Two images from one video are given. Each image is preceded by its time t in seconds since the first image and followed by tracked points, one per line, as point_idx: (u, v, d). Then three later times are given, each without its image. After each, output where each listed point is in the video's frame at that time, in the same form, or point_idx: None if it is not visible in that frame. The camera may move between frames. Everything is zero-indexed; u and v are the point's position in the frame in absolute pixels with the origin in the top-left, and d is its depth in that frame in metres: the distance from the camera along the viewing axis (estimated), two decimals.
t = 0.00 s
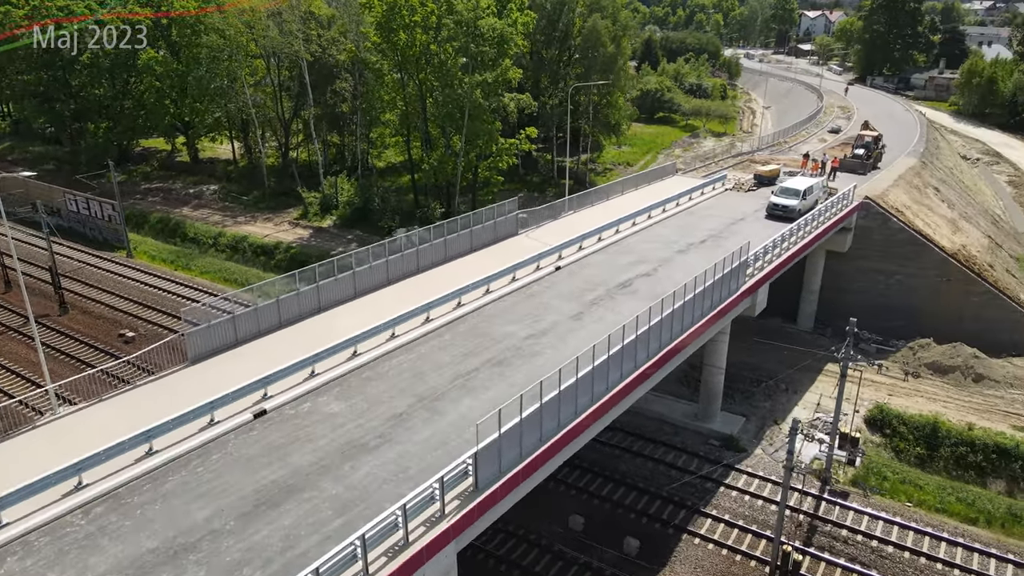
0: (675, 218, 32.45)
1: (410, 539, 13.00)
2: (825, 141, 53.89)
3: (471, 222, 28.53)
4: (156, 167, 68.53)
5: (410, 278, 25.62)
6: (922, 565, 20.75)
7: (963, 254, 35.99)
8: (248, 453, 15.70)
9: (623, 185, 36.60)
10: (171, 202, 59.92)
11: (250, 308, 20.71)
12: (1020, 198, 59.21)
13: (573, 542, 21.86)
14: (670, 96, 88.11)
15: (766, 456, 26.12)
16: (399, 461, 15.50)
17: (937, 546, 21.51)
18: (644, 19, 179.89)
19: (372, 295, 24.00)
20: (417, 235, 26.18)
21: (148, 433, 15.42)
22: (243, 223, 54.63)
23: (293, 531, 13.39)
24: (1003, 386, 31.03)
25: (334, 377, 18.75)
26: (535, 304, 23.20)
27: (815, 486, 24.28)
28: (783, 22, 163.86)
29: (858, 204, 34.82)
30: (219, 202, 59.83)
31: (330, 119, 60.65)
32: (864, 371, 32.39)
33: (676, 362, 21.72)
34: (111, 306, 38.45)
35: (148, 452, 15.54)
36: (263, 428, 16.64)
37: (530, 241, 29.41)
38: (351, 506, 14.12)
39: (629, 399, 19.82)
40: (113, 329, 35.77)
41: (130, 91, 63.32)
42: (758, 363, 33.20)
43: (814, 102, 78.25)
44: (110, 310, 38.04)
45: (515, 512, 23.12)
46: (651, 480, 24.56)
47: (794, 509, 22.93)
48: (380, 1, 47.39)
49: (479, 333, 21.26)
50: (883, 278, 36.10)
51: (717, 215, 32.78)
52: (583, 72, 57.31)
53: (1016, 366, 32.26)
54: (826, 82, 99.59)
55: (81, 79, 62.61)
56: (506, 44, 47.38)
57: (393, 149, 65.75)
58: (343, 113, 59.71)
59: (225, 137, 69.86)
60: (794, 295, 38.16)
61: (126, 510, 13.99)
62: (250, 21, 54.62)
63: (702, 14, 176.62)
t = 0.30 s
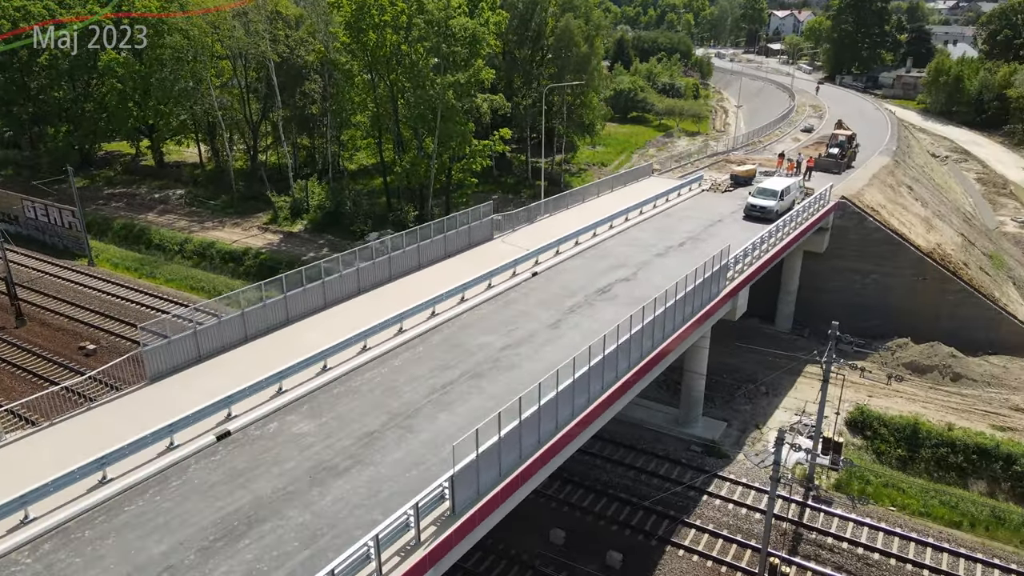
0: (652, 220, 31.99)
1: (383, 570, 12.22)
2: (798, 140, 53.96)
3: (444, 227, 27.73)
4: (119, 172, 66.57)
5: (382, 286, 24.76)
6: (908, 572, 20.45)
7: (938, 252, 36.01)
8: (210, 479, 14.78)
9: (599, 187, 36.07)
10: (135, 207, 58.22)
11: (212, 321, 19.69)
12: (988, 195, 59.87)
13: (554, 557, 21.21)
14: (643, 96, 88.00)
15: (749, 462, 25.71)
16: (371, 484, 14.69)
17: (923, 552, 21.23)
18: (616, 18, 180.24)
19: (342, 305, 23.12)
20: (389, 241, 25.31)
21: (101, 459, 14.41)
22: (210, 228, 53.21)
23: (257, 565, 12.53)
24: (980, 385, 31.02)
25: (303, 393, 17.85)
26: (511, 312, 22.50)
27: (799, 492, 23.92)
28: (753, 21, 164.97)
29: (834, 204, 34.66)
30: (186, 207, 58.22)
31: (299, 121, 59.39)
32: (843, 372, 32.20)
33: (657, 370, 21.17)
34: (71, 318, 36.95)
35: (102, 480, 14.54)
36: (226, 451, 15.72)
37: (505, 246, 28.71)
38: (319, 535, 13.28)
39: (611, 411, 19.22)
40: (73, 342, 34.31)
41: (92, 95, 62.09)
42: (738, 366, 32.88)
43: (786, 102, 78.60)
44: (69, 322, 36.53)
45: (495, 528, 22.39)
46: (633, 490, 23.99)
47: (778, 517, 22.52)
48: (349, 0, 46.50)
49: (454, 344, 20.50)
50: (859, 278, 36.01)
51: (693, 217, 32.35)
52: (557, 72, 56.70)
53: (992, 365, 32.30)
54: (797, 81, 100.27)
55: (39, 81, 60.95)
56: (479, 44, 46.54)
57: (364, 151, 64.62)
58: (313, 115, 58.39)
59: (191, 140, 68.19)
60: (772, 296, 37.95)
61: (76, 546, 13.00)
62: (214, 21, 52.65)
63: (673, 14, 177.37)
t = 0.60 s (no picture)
0: (632, 223, 31.45)
1: None
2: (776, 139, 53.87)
3: (419, 233, 26.90)
4: (85, 176, 64.72)
5: (355, 296, 23.89)
6: None
7: (917, 252, 35.94)
8: (171, 508, 13.87)
9: (577, 189, 35.48)
10: (102, 213, 56.57)
11: (175, 336, 18.68)
12: (962, 192, 60.31)
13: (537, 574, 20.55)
14: (619, 96, 87.71)
15: (733, 469, 25.26)
16: (343, 509, 13.88)
17: (911, 559, 20.89)
18: (591, 18, 180.33)
19: (314, 317, 22.21)
20: (362, 249, 24.43)
21: (52, 491, 13.44)
22: (179, 234, 51.82)
23: None
24: (961, 385, 30.93)
25: (271, 412, 16.93)
26: (490, 321, 21.77)
27: (784, 499, 23.51)
28: (727, 21, 165.87)
29: (814, 205, 34.40)
30: (154, 212, 56.71)
31: (271, 123, 58.14)
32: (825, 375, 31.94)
33: (641, 380, 20.60)
34: (31, 329, 35.52)
35: (53, 512, 13.57)
36: (189, 476, 14.80)
37: (482, 252, 27.97)
38: (288, 567, 12.46)
39: (594, 424, 18.59)
40: (34, 355, 32.91)
41: (55, 97, 60.36)
42: (720, 370, 32.47)
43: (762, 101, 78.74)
44: (30, 334, 35.10)
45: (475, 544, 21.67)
46: (617, 501, 23.38)
47: (765, 527, 22.05)
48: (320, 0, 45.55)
49: (431, 356, 19.73)
50: (840, 278, 35.81)
51: (674, 219, 31.90)
52: (533, 73, 56.10)
53: (972, 364, 32.23)
54: (771, 80, 100.73)
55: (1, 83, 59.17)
56: (453, 44, 45.72)
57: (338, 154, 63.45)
58: (285, 117, 57.17)
59: (159, 143, 66.52)
60: (753, 298, 37.67)
61: None
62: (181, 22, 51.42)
63: (648, 14, 177.77)
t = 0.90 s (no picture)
0: (611, 226, 30.91)
1: None
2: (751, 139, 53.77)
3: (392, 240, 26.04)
4: (47, 181, 62.76)
5: (325, 306, 22.99)
6: None
7: (895, 252, 35.83)
8: (125, 542, 12.92)
9: (554, 192, 34.87)
10: (65, 219, 54.81)
11: (132, 353, 17.61)
12: (934, 190, 60.73)
13: None
14: (595, 96, 87.36)
15: (717, 477, 24.77)
16: (311, 538, 13.03)
17: (898, 568, 20.51)
18: (565, 18, 180.22)
19: (282, 330, 21.24)
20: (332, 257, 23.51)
21: None
22: (146, 241, 50.33)
23: None
24: (941, 386, 30.82)
25: (235, 433, 15.95)
26: (466, 331, 21.03)
27: (769, 507, 23.08)
28: (700, 20, 166.69)
29: (792, 206, 34.14)
30: (119, 218, 55.09)
31: (240, 126, 56.76)
32: (807, 377, 31.67)
33: (623, 390, 20.00)
34: None
35: None
36: (146, 507, 13.83)
37: (457, 258, 27.18)
38: None
39: (575, 439, 18.00)
40: None
41: (15, 100, 58.52)
42: (701, 374, 32.06)
43: (737, 101, 78.87)
44: None
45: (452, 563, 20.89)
46: (599, 513, 22.76)
47: (750, 537, 21.54)
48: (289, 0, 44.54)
49: (404, 370, 18.93)
50: (818, 279, 35.61)
51: (653, 222, 31.40)
52: (507, 73, 55.42)
53: (951, 364, 32.14)
54: (745, 79, 101.10)
55: None
56: (426, 44, 44.83)
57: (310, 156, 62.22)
58: (255, 120, 55.84)
59: (124, 147, 64.77)
60: (732, 300, 37.34)
61: None
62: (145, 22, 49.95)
63: (622, 14, 177.94)
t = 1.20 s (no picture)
0: (590, 229, 30.30)
1: None
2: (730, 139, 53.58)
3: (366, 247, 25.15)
4: (10, 187, 60.78)
5: (296, 318, 22.06)
6: None
7: (875, 252, 35.62)
8: None
9: (532, 195, 34.19)
10: (28, 226, 53.03)
11: (88, 373, 16.58)
12: (911, 188, 60.98)
13: None
14: (572, 96, 86.83)
15: (701, 486, 24.25)
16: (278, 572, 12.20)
17: None
18: (541, 18, 179.77)
19: (249, 344, 20.23)
20: (303, 266, 22.58)
21: None
22: (113, 247, 48.79)
23: None
24: (923, 387, 30.64)
25: (197, 458, 15.04)
26: (443, 342, 20.25)
27: (755, 517, 22.58)
28: (675, 20, 167.12)
29: (772, 207, 33.80)
30: (86, 224, 53.47)
31: (210, 128, 55.32)
32: (789, 381, 31.33)
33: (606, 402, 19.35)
34: None
35: None
36: (98, 541, 12.89)
37: (433, 265, 26.35)
38: None
39: (556, 455, 17.34)
40: None
41: None
42: (683, 378, 31.57)
43: (714, 101, 78.78)
44: None
45: None
46: (582, 527, 22.09)
47: (737, 549, 21.01)
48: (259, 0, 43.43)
49: (378, 385, 18.11)
50: (800, 280, 35.27)
51: (633, 225, 30.84)
52: (484, 74, 54.65)
53: (934, 365, 31.96)
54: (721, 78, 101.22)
55: None
56: (399, 44, 43.91)
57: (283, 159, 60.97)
58: (226, 122, 54.46)
59: (91, 150, 63.00)
60: (713, 302, 36.94)
61: None
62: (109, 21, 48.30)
63: (598, 14, 177.74)
